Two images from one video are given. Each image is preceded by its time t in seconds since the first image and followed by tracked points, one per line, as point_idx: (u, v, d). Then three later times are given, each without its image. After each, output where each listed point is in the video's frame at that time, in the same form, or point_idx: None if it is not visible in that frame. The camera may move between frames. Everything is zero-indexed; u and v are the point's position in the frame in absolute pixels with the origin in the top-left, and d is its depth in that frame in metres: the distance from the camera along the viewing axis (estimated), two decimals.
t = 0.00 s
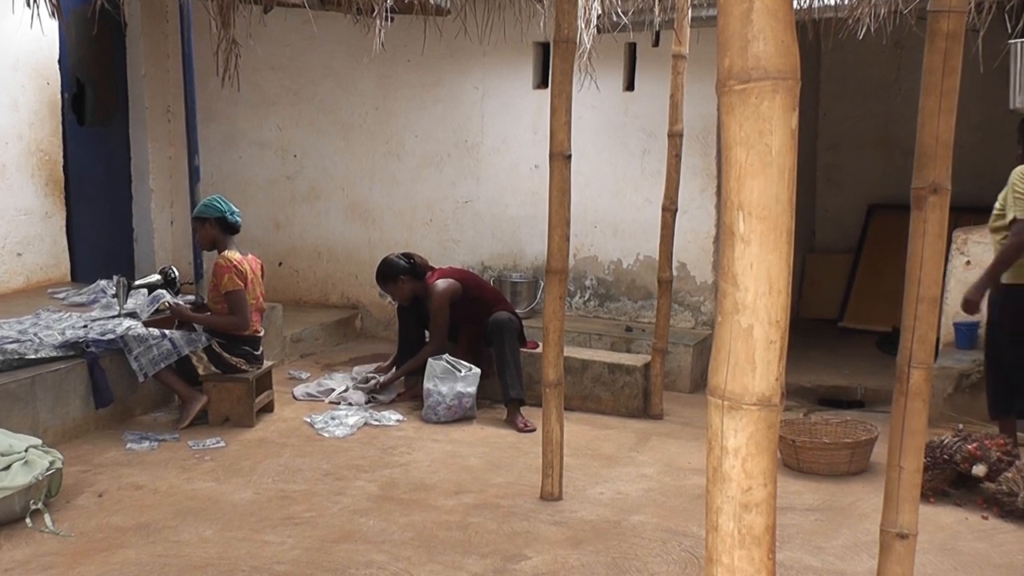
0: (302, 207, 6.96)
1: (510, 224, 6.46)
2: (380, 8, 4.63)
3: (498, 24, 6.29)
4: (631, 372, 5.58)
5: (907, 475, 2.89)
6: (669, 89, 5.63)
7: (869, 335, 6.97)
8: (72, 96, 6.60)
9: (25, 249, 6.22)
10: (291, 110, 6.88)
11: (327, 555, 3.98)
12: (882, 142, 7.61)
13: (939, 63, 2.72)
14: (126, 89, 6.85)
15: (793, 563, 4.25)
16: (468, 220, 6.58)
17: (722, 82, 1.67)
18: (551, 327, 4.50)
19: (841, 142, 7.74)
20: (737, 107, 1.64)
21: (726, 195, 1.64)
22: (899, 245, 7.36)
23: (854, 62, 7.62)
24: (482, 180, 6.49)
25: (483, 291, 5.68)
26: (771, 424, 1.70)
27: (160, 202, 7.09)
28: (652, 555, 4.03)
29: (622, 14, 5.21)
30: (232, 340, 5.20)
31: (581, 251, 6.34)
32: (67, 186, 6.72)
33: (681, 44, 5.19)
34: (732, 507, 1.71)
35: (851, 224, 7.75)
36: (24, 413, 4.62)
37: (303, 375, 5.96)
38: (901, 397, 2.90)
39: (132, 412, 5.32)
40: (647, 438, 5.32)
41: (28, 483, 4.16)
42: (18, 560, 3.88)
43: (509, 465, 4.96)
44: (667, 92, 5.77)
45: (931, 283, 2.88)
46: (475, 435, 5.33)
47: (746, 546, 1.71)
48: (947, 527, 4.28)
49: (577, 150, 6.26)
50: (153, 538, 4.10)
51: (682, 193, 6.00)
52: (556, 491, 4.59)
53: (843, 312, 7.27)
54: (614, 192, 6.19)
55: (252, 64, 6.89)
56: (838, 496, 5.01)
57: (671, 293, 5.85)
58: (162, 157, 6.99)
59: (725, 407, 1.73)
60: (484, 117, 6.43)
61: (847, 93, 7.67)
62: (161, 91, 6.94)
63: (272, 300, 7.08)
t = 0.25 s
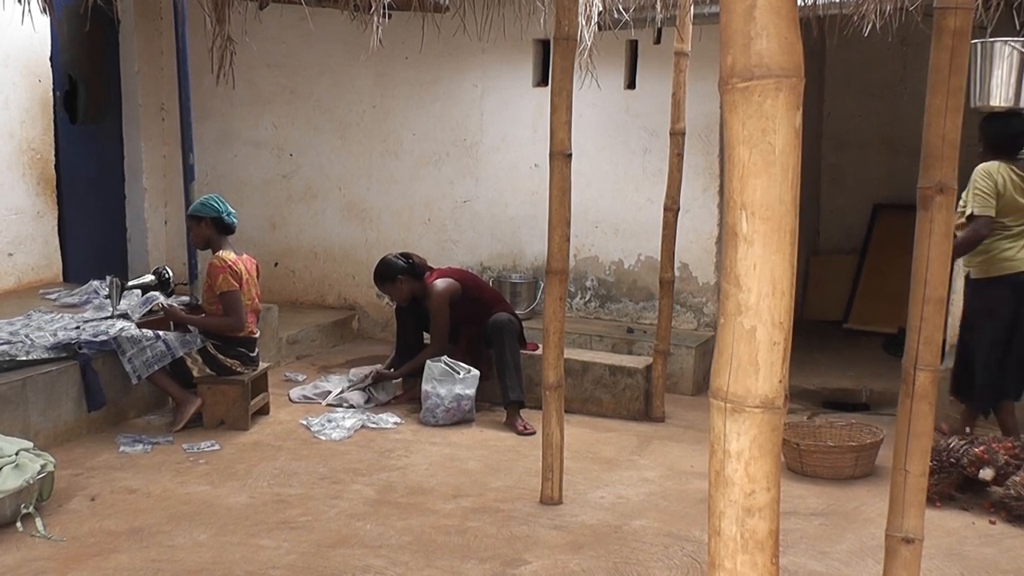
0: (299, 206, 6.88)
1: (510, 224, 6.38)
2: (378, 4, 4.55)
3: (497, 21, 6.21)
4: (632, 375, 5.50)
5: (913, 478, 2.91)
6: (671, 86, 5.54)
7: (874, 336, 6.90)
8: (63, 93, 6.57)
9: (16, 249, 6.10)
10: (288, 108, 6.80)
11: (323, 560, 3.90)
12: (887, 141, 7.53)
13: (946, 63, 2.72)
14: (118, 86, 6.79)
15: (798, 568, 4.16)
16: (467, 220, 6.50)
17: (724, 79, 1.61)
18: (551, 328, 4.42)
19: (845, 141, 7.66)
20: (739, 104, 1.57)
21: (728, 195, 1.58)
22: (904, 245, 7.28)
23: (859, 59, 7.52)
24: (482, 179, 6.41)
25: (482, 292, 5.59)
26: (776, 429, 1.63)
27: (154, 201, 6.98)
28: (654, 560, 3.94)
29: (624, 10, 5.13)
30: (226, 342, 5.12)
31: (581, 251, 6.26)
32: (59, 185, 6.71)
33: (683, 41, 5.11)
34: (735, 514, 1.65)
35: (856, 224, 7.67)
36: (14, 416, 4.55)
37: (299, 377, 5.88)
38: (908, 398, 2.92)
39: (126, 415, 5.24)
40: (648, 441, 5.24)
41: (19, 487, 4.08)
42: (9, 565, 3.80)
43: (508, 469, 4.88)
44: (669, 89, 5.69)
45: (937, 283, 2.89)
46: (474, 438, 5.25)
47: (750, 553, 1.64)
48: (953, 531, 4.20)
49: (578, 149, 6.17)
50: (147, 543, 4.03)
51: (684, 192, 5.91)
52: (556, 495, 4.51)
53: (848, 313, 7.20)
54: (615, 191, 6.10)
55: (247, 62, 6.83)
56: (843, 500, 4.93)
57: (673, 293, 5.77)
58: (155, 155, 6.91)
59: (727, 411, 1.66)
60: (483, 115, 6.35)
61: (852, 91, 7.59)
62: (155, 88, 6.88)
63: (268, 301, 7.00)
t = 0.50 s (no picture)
0: (296, 206, 6.81)
1: (510, 224, 6.31)
2: None
3: (498, 18, 6.14)
4: (634, 377, 5.42)
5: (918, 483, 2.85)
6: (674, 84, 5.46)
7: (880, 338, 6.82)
8: (58, 90, 6.53)
9: (9, 249, 6.06)
10: (285, 106, 6.73)
11: (320, 564, 3.82)
12: (893, 140, 7.44)
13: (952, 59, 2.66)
14: (114, 83, 6.71)
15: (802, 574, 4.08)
16: (467, 219, 6.43)
17: (729, 78, 1.63)
18: (552, 329, 4.34)
19: (849, 140, 7.58)
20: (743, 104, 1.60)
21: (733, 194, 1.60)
22: (910, 245, 7.20)
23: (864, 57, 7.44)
24: (482, 178, 6.34)
25: (482, 292, 5.52)
26: (779, 430, 1.66)
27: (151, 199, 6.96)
28: (656, 565, 3.87)
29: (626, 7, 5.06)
30: (223, 342, 5.05)
31: (582, 251, 6.18)
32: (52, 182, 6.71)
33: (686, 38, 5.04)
34: (738, 517, 1.67)
35: (861, 224, 7.59)
36: (6, 418, 4.48)
37: (297, 379, 5.81)
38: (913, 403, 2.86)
39: (120, 416, 5.17)
40: (650, 444, 5.16)
41: (12, 490, 4.01)
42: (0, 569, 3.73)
43: (508, 472, 4.81)
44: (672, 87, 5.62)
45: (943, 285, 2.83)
46: (473, 440, 5.18)
47: (753, 557, 1.66)
48: (960, 536, 4.12)
49: (579, 148, 6.09)
50: (141, 547, 3.95)
51: (686, 191, 5.83)
52: (556, 499, 4.43)
53: (854, 315, 7.13)
54: (617, 190, 6.03)
55: (243, 59, 6.75)
56: (848, 504, 4.85)
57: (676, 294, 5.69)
58: (151, 154, 6.85)
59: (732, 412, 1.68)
60: (483, 113, 6.28)
61: (857, 89, 7.51)
62: (150, 85, 6.80)
63: (265, 301, 6.93)
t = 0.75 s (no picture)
0: (295, 207, 6.73)
1: (512, 225, 6.23)
2: None
3: (499, 16, 6.07)
4: (638, 381, 5.34)
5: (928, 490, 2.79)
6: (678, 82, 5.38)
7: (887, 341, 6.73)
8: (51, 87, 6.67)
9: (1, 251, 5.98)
10: (283, 105, 6.65)
11: (318, 572, 3.74)
12: (900, 140, 7.36)
13: (962, 58, 2.60)
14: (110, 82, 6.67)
15: None
16: (468, 221, 6.35)
17: (733, 78, 1.63)
18: (555, 333, 4.26)
19: (856, 141, 7.50)
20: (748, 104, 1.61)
21: (739, 196, 1.61)
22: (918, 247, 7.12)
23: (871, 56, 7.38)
24: (483, 179, 6.26)
25: (483, 294, 5.43)
26: (785, 435, 1.66)
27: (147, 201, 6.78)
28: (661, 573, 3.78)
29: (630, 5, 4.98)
30: (220, 346, 4.97)
31: (586, 253, 6.10)
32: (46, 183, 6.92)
33: (691, 36, 4.96)
34: (744, 523, 1.68)
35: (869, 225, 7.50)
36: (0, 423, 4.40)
37: (295, 383, 5.72)
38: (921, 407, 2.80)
39: (116, 421, 5.08)
40: (655, 449, 5.08)
41: (5, 496, 3.93)
42: None
43: (510, 477, 4.72)
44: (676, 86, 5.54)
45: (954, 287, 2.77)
46: (475, 445, 5.09)
47: (759, 565, 1.67)
48: (971, 543, 4.03)
49: (582, 148, 6.01)
50: (137, 554, 3.87)
51: (691, 192, 5.75)
52: (559, 505, 4.35)
53: (861, 317, 7.04)
54: (621, 191, 5.94)
55: (241, 58, 6.68)
56: (857, 510, 4.76)
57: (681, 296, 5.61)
58: (147, 156, 6.70)
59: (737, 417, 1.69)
60: (484, 113, 6.20)
61: (865, 88, 7.43)
62: (146, 86, 6.64)
63: (263, 304, 6.85)
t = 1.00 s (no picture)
0: (295, 209, 6.66)
1: (516, 227, 6.16)
2: None
3: (502, 15, 6.00)
4: (644, 385, 5.26)
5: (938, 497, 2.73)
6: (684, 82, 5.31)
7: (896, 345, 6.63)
8: (49, 90, 6.42)
9: None
10: (283, 106, 6.59)
11: None
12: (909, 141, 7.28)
13: (972, 57, 2.52)
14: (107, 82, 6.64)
15: None
16: (471, 223, 6.28)
17: (740, 80, 1.66)
18: (559, 337, 4.19)
19: (864, 141, 7.43)
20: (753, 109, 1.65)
21: (746, 197, 1.64)
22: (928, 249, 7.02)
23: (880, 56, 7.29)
24: (486, 180, 6.19)
25: (487, 298, 5.36)
26: (792, 440, 1.69)
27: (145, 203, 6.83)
28: None
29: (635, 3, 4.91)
30: (220, 350, 4.90)
31: (590, 256, 6.02)
32: (44, 187, 6.43)
33: (697, 35, 4.89)
34: (752, 528, 1.70)
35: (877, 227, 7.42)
36: None
37: (296, 389, 5.65)
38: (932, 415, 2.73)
39: (114, 427, 5.01)
40: (661, 454, 5.00)
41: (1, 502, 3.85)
42: None
43: (514, 483, 4.64)
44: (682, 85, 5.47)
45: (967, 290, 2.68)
46: (478, 451, 5.01)
47: (767, 571, 1.69)
48: (983, 550, 3.95)
49: (586, 149, 5.93)
50: (135, 562, 3.80)
51: (698, 194, 5.68)
52: (564, 511, 4.27)
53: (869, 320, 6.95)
54: (626, 192, 5.87)
55: (241, 57, 6.62)
56: (866, 517, 4.68)
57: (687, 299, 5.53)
58: (145, 157, 6.76)
59: (744, 421, 1.72)
60: (487, 114, 6.13)
61: (873, 88, 7.35)
62: (144, 87, 6.71)
63: (263, 308, 6.78)
